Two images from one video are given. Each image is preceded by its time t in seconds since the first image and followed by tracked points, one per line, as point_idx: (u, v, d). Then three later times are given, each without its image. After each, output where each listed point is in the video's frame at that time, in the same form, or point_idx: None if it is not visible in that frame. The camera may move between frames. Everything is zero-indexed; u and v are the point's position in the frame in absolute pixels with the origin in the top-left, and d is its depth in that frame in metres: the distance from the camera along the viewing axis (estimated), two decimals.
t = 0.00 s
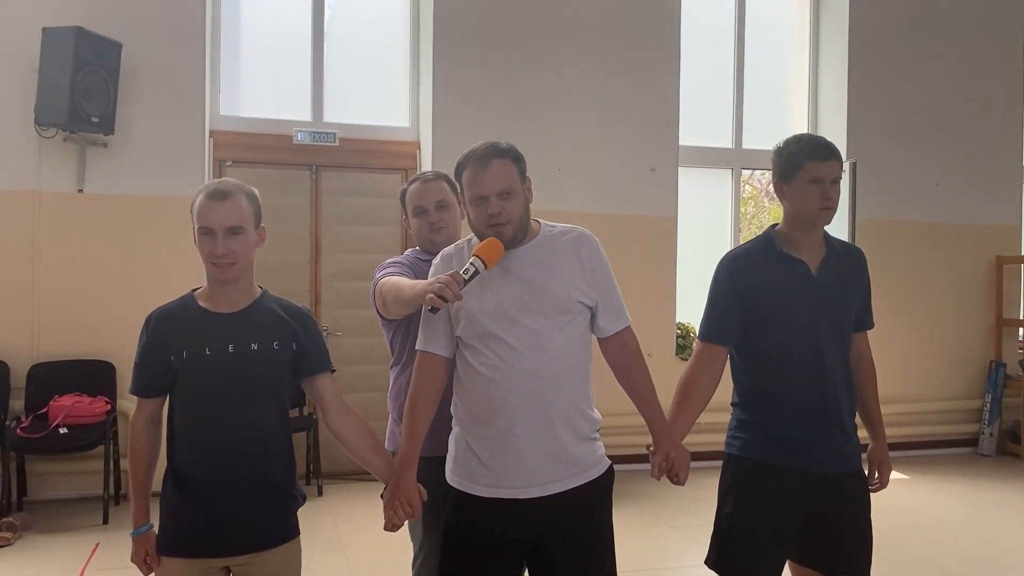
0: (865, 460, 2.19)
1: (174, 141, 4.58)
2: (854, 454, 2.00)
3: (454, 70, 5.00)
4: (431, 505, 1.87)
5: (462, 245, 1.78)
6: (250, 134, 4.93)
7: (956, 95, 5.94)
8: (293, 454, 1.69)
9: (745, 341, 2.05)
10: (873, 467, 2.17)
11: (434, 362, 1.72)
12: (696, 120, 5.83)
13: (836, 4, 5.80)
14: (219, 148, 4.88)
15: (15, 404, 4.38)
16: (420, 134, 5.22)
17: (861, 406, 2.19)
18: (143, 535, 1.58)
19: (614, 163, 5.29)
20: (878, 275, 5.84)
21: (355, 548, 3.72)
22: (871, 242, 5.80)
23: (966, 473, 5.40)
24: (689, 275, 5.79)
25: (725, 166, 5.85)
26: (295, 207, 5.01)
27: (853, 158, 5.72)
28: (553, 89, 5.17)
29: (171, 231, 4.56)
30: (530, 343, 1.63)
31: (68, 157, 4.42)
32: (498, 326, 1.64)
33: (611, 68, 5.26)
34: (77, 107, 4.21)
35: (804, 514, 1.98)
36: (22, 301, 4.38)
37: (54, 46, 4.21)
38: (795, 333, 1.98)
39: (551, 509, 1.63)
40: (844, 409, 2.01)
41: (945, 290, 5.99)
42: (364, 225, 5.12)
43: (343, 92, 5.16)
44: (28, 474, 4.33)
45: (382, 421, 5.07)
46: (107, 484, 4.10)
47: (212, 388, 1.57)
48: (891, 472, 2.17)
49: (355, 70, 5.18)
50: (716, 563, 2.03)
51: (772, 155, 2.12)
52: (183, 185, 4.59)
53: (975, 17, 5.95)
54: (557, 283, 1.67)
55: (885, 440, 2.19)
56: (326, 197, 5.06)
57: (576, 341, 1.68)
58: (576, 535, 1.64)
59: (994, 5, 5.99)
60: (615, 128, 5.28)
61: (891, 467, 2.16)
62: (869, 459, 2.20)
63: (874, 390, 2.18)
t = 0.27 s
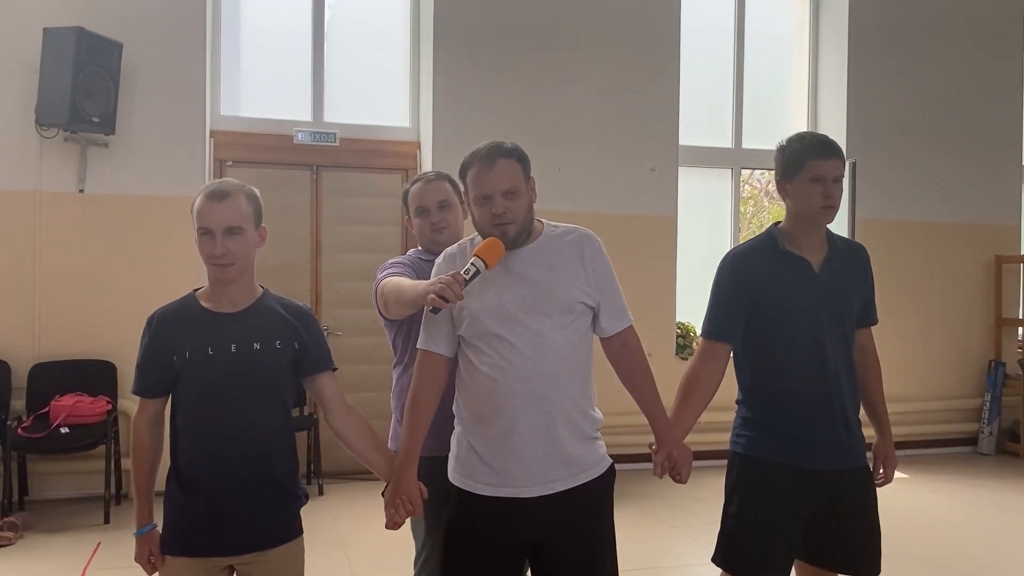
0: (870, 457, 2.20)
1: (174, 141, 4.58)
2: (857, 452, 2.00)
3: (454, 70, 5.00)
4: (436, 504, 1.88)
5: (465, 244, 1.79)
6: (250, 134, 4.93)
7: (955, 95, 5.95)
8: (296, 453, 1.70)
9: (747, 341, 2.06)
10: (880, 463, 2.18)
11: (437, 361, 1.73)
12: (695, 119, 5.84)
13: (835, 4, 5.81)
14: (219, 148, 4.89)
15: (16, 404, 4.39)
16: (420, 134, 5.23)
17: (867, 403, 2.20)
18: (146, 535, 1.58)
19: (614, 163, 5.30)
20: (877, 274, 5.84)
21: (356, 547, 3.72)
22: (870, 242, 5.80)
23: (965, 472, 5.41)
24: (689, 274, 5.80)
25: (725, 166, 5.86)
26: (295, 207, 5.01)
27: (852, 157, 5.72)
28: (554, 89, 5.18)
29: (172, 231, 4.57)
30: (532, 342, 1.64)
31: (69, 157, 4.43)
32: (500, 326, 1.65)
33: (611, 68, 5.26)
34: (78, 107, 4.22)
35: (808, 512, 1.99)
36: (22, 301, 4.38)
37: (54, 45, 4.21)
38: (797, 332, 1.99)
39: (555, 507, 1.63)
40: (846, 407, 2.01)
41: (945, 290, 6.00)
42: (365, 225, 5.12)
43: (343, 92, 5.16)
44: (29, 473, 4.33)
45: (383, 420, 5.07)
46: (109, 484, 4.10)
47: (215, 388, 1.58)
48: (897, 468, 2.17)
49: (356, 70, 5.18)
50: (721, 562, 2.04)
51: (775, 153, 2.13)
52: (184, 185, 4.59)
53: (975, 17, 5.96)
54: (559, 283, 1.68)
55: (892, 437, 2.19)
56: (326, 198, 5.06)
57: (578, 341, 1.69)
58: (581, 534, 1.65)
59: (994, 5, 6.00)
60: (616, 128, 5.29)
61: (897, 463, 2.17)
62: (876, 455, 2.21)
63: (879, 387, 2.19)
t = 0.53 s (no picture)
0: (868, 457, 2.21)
1: (174, 141, 4.59)
2: (853, 451, 2.01)
3: (453, 69, 5.01)
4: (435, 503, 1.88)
5: (465, 243, 1.79)
6: (249, 134, 4.93)
7: (954, 95, 5.96)
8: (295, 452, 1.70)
9: (745, 340, 2.07)
10: (878, 461, 2.19)
11: (436, 360, 1.74)
12: (694, 119, 5.85)
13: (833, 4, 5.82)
14: (219, 147, 4.89)
15: (16, 404, 4.39)
16: (419, 134, 5.23)
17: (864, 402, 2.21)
18: (146, 533, 1.59)
19: (614, 162, 5.31)
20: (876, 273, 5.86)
21: (356, 546, 3.73)
22: (869, 241, 5.81)
23: (963, 471, 5.42)
24: (688, 274, 5.81)
25: (724, 166, 5.87)
26: (295, 207, 5.02)
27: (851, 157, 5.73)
28: (554, 90, 5.19)
29: (171, 231, 4.57)
30: (532, 342, 1.64)
31: (68, 157, 4.43)
32: (500, 326, 1.65)
33: (610, 67, 5.27)
34: (78, 107, 4.22)
35: (803, 510, 2.00)
36: (22, 300, 4.39)
37: (53, 45, 4.22)
38: (795, 331, 2.00)
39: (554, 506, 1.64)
40: (843, 406, 2.03)
41: (943, 289, 6.01)
42: (363, 225, 5.13)
43: (342, 92, 5.17)
44: (28, 473, 4.34)
45: (382, 420, 5.08)
46: (108, 483, 4.11)
47: (214, 388, 1.58)
48: (895, 466, 2.18)
49: (355, 70, 5.19)
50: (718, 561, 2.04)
51: (773, 151, 2.14)
52: (183, 186, 4.60)
53: (973, 17, 5.97)
54: (559, 283, 1.69)
55: (889, 435, 2.21)
56: (326, 197, 5.07)
57: (578, 341, 1.70)
58: (579, 533, 1.66)
59: (992, 6, 6.01)
60: (615, 127, 5.30)
61: (894, 462, 2.18)
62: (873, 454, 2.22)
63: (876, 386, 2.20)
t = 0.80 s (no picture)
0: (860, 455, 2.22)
1: (172, 139, 4.59)
2: (845, 450, 2.03)
3: (451, 68, 5.01)
4: (431, 501, 1.89)
5: (463, 242, 1.80)
6: (247, 132, 4.94)
7: (951, 95, 5.97)
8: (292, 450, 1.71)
9: (739, 339, 2.07)
10: (870, 462, 2.20)
11: (433, 358, 1.74)
12: (691, 118, 5.85)
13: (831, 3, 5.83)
14: (216, 146, 4.89)
15: (14, 402, 4.39)
16: (417, 133, 5.24)
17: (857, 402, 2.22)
18: (144, 531, 1.59)
19: (611, 161, 5.32)
20: (873, 272, 5.87)
21: (353, 544, 3.74)
22: (865, 240, 5.83)
23: (959, 469, 5.44)
24: (685, 273, 5.82)
25: (721, 164, 5.88)
26: (292, 206, 5.02)
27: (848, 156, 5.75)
28: (552, 89, 5.19)
29: (169, 230, 4.58)
30: (529, 341, 1.65)
31: (66, 156, 4.43)
32: (497, 325, 1.66)
33: (607, 67, 5.28)
34: (75, 106, 4.22)
35: (795, 509, 2.01)
36: (19, 299, 4.39)
37: (51, 44, 4.21)
38: (790, 330, 2.00)
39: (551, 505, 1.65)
40: (835, 404, 2.04)
41: (940, 288, 6.03)
42: (361, 224, 5.13)
43: (340, 91, 5.17)
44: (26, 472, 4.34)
45: (380, 418, 5.09)
46: (106, 481, 4.11)
47: (212, 386, 1.59)
48: (886, 466, 2.20)
49: (352, 69, 5.19)
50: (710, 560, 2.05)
51: (768, 151, 2.14)
52: (181, 184, 4.60)
53: (970, 16, 5.99)
54: (556, 282, 1.70)
55: (880, 435, 2.22)
56: (324, 196, 5.07)
57: (575, 340, 1.71)
58: (573, 531, 1.66)
59: (989, 5, 6.02)
60: (612, 126, 5.31)
61: (886, 462, 2.20)
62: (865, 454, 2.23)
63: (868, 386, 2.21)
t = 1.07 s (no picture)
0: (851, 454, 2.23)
1: (169, 138, 4.59)
2: (840, 448, 2.03)
3: (448, 67, 5.01)
4: (427, 500, 1.89)
5: (460, 241, 1.80)
6: (244, 131, 4.94)
7: (947, 94, 5.99)
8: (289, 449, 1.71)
9: (734, 337, 2.08)
10: (861, 461, 2.21)
11: (429, 357, 1.75)
12: (688, 117, 5.87)
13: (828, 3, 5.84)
14: (213, 145, 4.89)
15: (10, 401, 4.39)
16: (414, 131, 5.24)
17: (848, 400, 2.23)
18: (140, 530, 1.60)
19: (608, 160, 5.32)
20: (869, 270, 5.89)
21: (351, 542, 3.74)
22: (861, 239, 5.84)
23: (955, 467, 5.46)
24: (682, 272, 5.83)
25: (717, 164, 5.89)
26: (289, 204, 5.02)
27: (844, 155, 5.76)
28: (549, 88, 5.20)
29: (166, 228, 4.57)
30: (524, 339, 1.66)
31: (62, 154, 4.43)
32: (494, 323, 1.67)
33: (604, 65, 5.29)
34: (72, 104, 4.21)
35: (789, 508, 2.02)
36: (16, 297, 4.38)
37: (48, 42, 4.21)
38: (784, 329, 2.01)
39: (547, 503, 1.66)
40: (830, 403, 2.05)
41: (935, 287, 6.05)
42: (357, 222, 5.14)
43: (337, 90, 5.17)
44: (22, 471, 4.34)
45: (377, 417, 5.10)
46: (103, 480, 4.11)
47: (207, 384, 1.59)
48: (878, 465, 2.21)
49: (349, 68, 5.19)
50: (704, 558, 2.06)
51: (762, 151, 2.15)
52: (178, 183, 4.60)
53: (966, 15, 6.00)
54: (553, 280, 1.70)
55: (872, 434, 2.22)
56: (321, 194, 5.07)
57: (571, 340, 1.71)
58: (568, 530, 1.67)
59: (985, 5, 6.04)
60: (610, 125, 5.31)
61: (877, 461, 2.21)
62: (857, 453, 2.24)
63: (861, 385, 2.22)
